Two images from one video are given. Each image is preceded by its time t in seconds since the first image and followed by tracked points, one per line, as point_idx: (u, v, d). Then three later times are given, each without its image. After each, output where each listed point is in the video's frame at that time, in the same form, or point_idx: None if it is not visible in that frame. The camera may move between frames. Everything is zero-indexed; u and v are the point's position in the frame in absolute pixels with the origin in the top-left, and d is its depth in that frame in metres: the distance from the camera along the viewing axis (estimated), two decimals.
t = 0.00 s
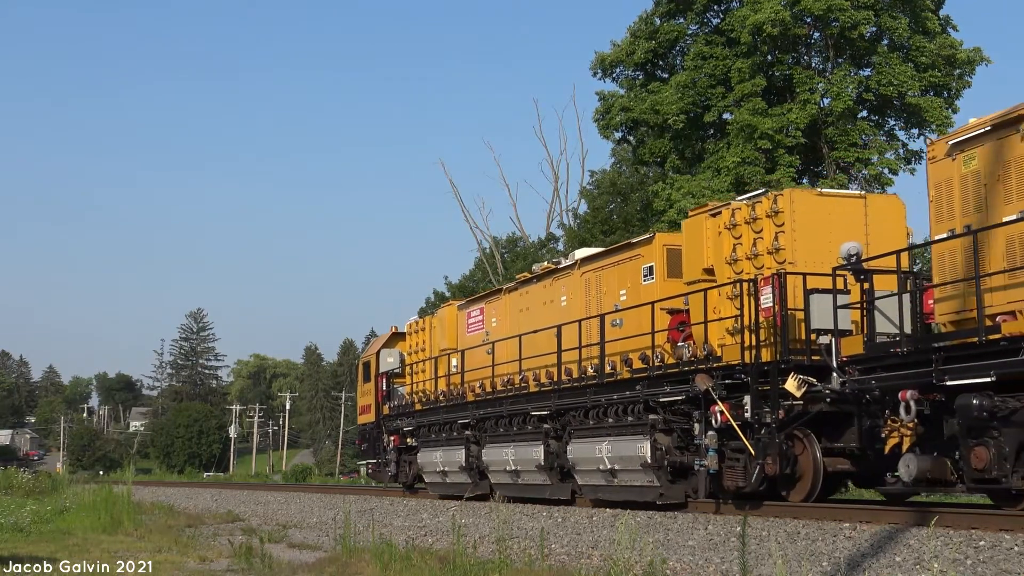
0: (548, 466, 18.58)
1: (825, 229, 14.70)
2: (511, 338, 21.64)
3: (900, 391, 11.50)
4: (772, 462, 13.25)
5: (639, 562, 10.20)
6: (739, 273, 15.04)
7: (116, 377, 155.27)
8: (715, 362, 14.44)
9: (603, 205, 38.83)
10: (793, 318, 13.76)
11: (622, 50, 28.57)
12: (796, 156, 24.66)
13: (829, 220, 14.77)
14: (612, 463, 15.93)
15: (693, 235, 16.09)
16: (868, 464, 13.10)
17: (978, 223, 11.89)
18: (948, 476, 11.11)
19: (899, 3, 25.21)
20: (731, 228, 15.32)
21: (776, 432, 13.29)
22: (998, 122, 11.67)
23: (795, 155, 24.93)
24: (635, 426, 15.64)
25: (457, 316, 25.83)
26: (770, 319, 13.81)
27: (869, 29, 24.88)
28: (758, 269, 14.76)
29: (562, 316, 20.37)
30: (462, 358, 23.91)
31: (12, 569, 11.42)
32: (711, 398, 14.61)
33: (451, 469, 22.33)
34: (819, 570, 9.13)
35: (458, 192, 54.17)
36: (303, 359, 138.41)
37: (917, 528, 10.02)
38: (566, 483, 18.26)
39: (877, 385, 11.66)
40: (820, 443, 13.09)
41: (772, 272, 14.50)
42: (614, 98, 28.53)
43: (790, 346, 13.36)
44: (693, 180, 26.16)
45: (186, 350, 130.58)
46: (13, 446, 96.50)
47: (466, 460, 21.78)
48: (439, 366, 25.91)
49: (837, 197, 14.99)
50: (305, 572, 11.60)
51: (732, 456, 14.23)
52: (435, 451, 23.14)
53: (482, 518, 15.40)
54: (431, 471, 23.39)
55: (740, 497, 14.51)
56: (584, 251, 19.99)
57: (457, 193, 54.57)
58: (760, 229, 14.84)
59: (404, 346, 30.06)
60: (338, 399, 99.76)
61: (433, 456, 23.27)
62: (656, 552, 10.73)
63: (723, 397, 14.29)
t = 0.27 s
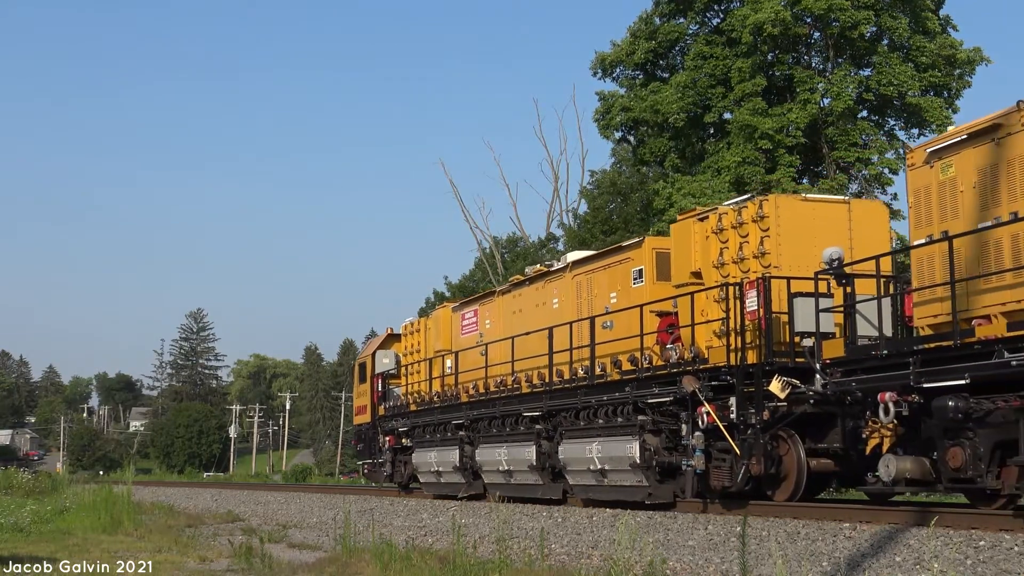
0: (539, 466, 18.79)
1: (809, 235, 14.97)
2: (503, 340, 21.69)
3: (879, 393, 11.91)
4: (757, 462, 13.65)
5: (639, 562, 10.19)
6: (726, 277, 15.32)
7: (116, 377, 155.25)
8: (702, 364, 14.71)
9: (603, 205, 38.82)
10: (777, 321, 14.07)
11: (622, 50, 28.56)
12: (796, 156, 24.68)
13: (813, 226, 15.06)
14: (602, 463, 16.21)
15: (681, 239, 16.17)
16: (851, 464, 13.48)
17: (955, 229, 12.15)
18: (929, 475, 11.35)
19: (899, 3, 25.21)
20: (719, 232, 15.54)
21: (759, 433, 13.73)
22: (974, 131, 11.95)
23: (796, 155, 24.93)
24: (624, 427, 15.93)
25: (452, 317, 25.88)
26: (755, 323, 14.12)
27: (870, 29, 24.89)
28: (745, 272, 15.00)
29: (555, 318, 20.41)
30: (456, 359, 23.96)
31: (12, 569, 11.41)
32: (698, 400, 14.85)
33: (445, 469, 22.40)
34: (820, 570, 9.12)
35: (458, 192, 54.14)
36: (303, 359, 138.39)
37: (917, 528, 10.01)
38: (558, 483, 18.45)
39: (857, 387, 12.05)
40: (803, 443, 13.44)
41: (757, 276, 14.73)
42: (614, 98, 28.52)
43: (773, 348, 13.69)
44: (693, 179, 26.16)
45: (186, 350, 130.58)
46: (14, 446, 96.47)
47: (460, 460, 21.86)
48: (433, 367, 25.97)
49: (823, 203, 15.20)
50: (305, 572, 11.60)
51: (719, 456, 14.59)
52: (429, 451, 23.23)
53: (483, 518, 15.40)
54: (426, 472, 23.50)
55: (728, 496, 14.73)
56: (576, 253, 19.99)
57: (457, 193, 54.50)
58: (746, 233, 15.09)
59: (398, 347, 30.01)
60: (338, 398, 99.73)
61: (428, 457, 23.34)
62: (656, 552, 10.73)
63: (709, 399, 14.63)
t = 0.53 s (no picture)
0: (532, 466, 18.84)
1: (793, 239, 15.23)
2: (496, 342, 21.80)
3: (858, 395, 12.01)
4: (743, 462, 13.73)
5: (639, 562, 10.19)
6: (712, 280, 15.59)
7: (116, 377, 155.23)
8: (689, 365, 14.90)
9: (603, 205, 38.80)
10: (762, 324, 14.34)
11: (623, 49, 28.55)
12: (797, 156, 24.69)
13: (798, 230, 15.31)
14: (592, 463, 16.39)
15: (670, 244, 16.45)
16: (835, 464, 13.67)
17: (933, 234, 12.32)
18: (907, 475, 11.53)
19: (899, 3, 25.21)
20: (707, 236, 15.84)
21: (746, 433, 13.75)
22: (950, 139, 12.16)
23: (796, 155, 24.93)
24: (614, 428, 16.18)
25: (447, 319, 25.94)
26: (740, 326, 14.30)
27: (870, 28, 24.89)
28: (731, 276, 15.31)
29: (547, 320, 20.51)
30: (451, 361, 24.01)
31: (12, 569, 11.41)
32: (684, 402, 15.01)
33: (439, 469, 22.44)
34: (820, 570, 9.12)
35: (458, 192, 54.11)
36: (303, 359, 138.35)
37: (917, 528, 10.01)
38: (549, 483, 18.51)
39: (838, 389, 12.13)
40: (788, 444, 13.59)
41: (743, 280, 15.07)
42: (615, 98, 28.51)
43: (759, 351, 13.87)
44: (693, 179, 26.16)
45: (186, 350, 130.57)
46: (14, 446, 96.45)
47: (454, 460, 21.90)
48: (428, 367, 26.03)
49: (808, 208, 15.53)
50: (305, 572, 11.59)
51: (706, 456, 14.66)
52: (424, 452, 23.27)
53: (483, 518, 15.40)
54: (420, 472, 23.54)
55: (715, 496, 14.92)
56: (567, 256, 20.10)
57: (457, 193, 54.47)
58: (732, 237, 15.39)
59: (393, 348, 30.01)
60: (338, 398, 99.72)
61: (422, 457, 23.38)
62: (655, 552, 10.73)
63: (696, 400, 14.78)
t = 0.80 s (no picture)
0: (524, 466, 18.93)
1: (779, 243, 15.51)
2: (489, 343, 21.93)
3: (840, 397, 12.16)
4: (729, 462, 13.92)
5: (639, 562, 10.19)
6: (700, 283, 15.74)
7: (116, 377, 155.22)
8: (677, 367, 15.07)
9: (603, 205, 38.84)
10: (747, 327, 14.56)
11: (623, 50, 28.56)
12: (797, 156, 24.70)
13: (784, 234, 15.59)
14: (583, 463, 16.55)
15: (658, 247, 16.61)
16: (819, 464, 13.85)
17: (912, 239, 12.62)
18: (888, 475, 11.66)
19: (900, 3, 25.21)
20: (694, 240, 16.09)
21: (732, 434, 13.94)
22: (929, 146, 12.44)
23: (796, 155, 24.93)
24: (604, 428, 16.37)
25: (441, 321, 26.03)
26: (726, 329, 14.53)
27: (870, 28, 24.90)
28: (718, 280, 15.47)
29: (539, 322, 20.67)
30: (444, 362, 24.09)
31: (12, 569, 11.41)
32: (671, 403, 15.24)
33: (434, 469, 22.51)
34: (820, 570, 9.12)
35: (458, 192, 54.08)
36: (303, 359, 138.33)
37: (917, 528, 10.01)
38: (541, 483, 18.62)
39: (820, 391, 12.28)
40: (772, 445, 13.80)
41: (730, 284, 15.27)
42: (615, 98, 28.50)
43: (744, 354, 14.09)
44: (693, 179, 26.17)
45: (186, 350, 130.56)
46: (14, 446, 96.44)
47: (448, 460, 21.97)
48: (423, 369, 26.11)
49: (793, 213, 15.80)
50: (306, 572, 11.59)
51: (693, 457, 14.82)
52: (419, 452, 23.33)
53: (483, 518, 15.40)
54: (415, 472, 23.60)
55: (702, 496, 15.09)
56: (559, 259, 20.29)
57: (456, 193, 54.47)
58: (720, 241, 15.58)
59: (389, 350, 30.04)
60: (338, 398, 99.71)
61: (417, 457, 23.44)
62: (656, 552, 10.73)
63: (683, 402, 14.98)
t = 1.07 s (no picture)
0: (516, 467, 18.99)
1: (763, 247, 15.67)
2: (482, 345, 22.03)
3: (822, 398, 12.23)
4: (716, 462, 13.98)
5: (639, 562, 10.19)
6: (689, 287, 16.04)
7: (116, 377, 155.22)
8: (665, 369, 15.24)
9: (603, 205, 38.89)
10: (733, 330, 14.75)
11: (622, 50, 28.57)
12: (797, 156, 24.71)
13: (768, 238, 15.74)
14: (574, 464, 16.65)
15: (647, 251, 16.79)
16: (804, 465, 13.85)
17: (892, 245, 12.81)
18: (870, 475, 11.57)
19: (900, 2, 25.21)
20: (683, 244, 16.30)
21: (719, 435, 14.07)
22: (909, 153, 12.64)
23: (797, 155, 24.92)
24: (594, 429, 16.47)
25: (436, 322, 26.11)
26: (713, 331, 14.72)
27: (870, 28, 24.90)
28: (706, 283, 15.72)
29: (531, 324, 20.76)
30: (439, 364, 24.14)
31: (12, 569, 11.41)
32: (659, 404, 15.29)
33: (428, 469, 22.55)
34: (820, 570, 9.11)
35: (458, 192, 54.09)
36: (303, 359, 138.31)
37: (917, 528, 10.01)
38: (533, 483, 18.71)
39: (802, 393, 12.34)
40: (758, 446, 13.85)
41: (717, 286, 15.50)
42: (615, 98, 28.51)
43: (730, 355, 14.26)
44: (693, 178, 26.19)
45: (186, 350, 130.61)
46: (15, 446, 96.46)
47: (442, 460, 22.00)
48: (417, 369, 26.16)
49: (780, 218, 15.95)
50: (305, 572, 11.59)
51: (681, 458, 14.93)
52: (413, 452, 23.38)
53: (482, 518, 15.40)
54: (410, 472, 23.65)
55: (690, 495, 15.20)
56: (552, 262, 20.39)
57: (457, 193, 54.48)
58: (707, 245, 15.84)
59: (385, 351, 30.06)
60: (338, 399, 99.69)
61: (412, 458, 23.48)
62: (656, 552, 10.72)
63: (671, 403, 15.10)
